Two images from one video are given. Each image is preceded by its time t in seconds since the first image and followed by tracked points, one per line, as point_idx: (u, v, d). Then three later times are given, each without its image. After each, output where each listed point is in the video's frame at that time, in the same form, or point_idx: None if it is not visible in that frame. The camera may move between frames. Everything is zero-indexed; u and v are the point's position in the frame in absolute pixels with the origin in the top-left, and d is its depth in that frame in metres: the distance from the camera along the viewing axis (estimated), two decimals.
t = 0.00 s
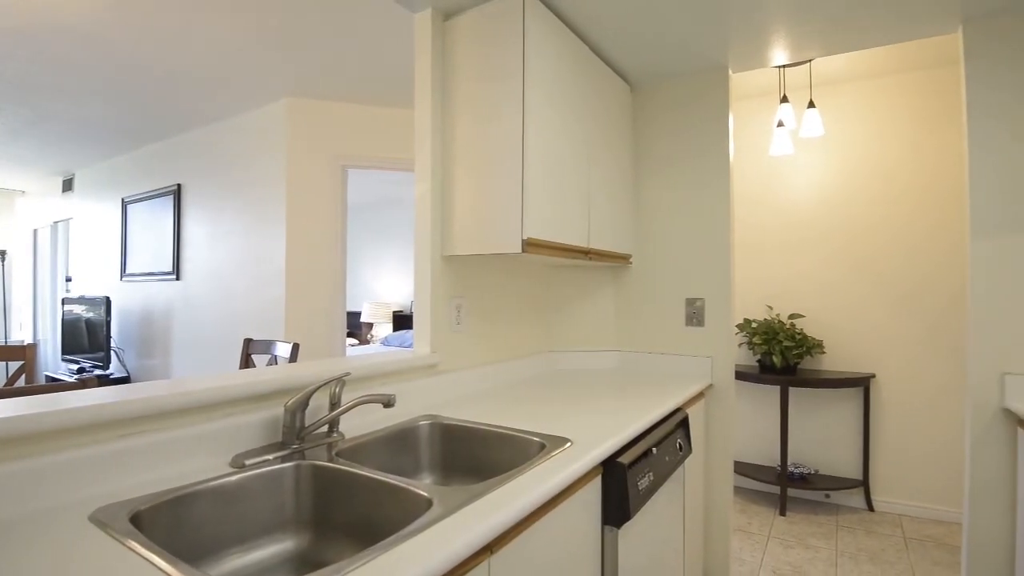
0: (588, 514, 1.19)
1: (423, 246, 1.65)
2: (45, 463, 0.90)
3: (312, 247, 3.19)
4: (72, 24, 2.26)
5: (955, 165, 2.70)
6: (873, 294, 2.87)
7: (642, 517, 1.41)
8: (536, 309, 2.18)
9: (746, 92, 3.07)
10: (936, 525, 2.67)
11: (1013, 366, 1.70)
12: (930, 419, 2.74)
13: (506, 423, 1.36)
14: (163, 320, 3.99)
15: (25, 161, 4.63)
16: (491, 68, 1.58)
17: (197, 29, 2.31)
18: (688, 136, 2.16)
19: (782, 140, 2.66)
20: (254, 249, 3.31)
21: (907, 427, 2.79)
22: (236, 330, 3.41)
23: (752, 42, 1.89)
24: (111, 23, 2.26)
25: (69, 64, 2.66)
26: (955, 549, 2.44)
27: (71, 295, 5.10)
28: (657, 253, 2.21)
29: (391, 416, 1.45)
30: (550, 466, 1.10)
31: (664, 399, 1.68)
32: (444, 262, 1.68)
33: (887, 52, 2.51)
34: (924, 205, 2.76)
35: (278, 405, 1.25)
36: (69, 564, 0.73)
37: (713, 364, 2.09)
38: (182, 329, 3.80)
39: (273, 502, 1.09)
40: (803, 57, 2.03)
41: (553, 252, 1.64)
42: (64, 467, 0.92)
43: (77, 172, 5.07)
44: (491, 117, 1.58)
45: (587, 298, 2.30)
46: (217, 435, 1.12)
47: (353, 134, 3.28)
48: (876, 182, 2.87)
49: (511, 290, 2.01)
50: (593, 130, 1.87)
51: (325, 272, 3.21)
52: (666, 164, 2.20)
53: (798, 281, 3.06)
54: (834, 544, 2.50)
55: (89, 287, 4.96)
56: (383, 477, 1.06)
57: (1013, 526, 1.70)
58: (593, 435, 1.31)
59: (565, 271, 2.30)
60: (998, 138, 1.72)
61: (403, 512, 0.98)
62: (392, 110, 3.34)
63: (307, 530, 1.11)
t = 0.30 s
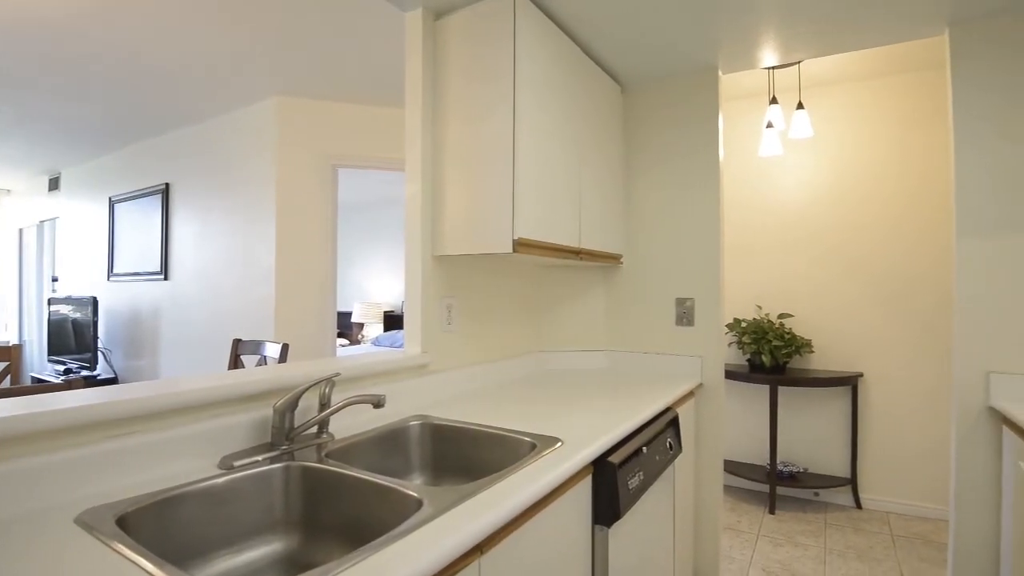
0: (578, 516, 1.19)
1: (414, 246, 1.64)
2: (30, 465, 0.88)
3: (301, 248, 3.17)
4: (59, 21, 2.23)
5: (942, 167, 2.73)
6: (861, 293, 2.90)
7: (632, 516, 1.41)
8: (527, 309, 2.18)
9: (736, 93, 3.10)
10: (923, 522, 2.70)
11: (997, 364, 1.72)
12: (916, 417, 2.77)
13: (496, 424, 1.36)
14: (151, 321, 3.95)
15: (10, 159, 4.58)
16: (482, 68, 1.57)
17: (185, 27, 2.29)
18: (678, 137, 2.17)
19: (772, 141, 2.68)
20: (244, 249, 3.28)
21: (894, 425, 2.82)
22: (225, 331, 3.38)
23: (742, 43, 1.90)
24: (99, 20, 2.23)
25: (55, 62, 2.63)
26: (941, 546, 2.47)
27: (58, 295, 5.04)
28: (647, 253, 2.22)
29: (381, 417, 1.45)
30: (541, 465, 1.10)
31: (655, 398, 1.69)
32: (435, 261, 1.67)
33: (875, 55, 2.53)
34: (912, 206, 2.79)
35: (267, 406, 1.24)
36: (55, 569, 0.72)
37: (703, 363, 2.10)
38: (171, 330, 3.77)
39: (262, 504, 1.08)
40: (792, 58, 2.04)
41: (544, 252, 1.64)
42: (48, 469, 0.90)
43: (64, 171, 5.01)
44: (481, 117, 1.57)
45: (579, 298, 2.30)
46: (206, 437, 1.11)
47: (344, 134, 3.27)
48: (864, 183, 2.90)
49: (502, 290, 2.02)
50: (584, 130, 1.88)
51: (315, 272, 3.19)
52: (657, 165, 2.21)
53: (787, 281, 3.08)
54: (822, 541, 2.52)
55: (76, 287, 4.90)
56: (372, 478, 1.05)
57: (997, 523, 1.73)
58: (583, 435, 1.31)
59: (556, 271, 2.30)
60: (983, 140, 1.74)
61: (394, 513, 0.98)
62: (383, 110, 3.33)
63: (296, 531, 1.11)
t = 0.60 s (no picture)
0: (568, 517, 1.19)
1: (404, 246, 1.63)
2: (14, 467, 0.87)
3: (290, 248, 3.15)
4: (45, 18, 2.21)
5: (928, 169, 2.76)
6: (848, 293, 2.93)
7: (622, 516, 1.42)
8: (518, 309, 2.17)
9: (726, 95, 3.12)
10: (911, 520, 2.73)
11: (982, 364, 1.75)
12: (903, 416, 2.80)
13: (487, 424, 1.36)
14: (138, 322, 3.91)
15: None
16: (472, 68, 1.57)
17: (173, 25, 2.27)
18: (668, 138, 2.18)
19: (760, 142, 2.70)
20: (232, 249, 3.26)
21: (882, 424, 2.85)
22: (214, 332, 3.35)
23: (731, 45, 1.92)
24: (86, 18, 2.21)
25: (41, 59, 2.60)
26: (928, 543, 2.50)
27: (43, 296, 4.98)
28: (638, 253, 2.23)
29: (371, 418, 1.44)
30: (531, 466, 1.10)
31: (645, 398, 1.70)
32: (425, 262, 1.67)
33: (862, 57, 2.56)
34: (898, 207, 2.82)
35: (254, 408, 1.23)
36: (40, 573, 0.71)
37: (693, 363, 2.11)
38: (158, 331, 3.73)
39: (250, 505, 1.08)
40: (780, 60, 2.06)
41: (534, 252, 1.65)
42: (27, 473, 0.89)
43: (49, 170, 4.95)
44: (472, 117, 1.57)
45: (569, 298, 2.30)
46: (194, 438, 1.10)
47: (334, 133, 3.25)
48: (851, 183, 2.93)
49: (493, 290, 2.02)
50: (574, 131, 1.88)
51: (305, 273, 3.17)
52: (647, 166, 2.22)
53: (776, 281, 3.10)
54: (811, 539, 2.54)
55: (62, 288, 4.84)
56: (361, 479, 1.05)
57: (982, 520, 1.75)
58: (573, 435, 1.31)
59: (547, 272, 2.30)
60: (967, 142, 1.77)
61: (384, 513, 0.97)
62: (373, 109, 3.32)
63: (284, 533, 1.10)
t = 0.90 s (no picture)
0: (557, 518, 1.19)
1: (392, 246, 1.63)
2: None
3: (278, 248, 3.12)
4: (28, 14, 2.17)
5: (912, 170, 2.80)
6: (834, 293, 2.96)
7: (611, 516, 1.42)
8: (506, 310, 2.17)
9: (713, 96, 3.14)
10: (895, 517, 2.77)
11: (964, 362, 1.78)
12: (888, 414, 2.84)
13: (475, 425, 1.36)
14: (123, 322, 3.86)
15: None
16: (461, 68, 1.57)
17: (159, 23, 2.24)
18: (656, 138, 2.19)
19: (748, 143, 2.72)
20: (219, 249, 3.23)
21: (867, 422, 2.88)
22: (200, 332, 3.32)
23: (718, 47, 1.93)
24: (69, 14, 2.18)
25: (24, 56, 2.56)
26: (912, 539, 2.54)
27: (26, 296, 4.90)
28: (626, 253, 2.24)
29: (358, 419, 1.44)
30: (520, 465, 1.10)
31: (633, 397, 1.71)
32: (414, 262, 1.67)
33: (848, 60, 2.59)
34: (883, 207, 2.86)
35: (240, 409, 1.22)
36: None
37: (681, 362, 2.13)
38: (143, 332, 3.69)
39: (236, 507, 1.07)
40: (767, 62, 2.08)
41: (523, 252, 1.65)
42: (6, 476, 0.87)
43: (32, 168, 4.87)
44: (460, 117, 1.57)
45: (558, 298, 2.31)
46: (180, 440, 1.09)
47: (323, 132, 3.23)
48: (837, 184, 2.96)
49: (482, 290, 2.02)
50: (563, 131, 1.89)
51: (294, 273, 3.15)
52: (635, 167, 2.23)
53: (763, 282, 3.13)
54: (797, 537, 2.57)
55: (45, 288, 4.77)
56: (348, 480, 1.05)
57: (964, 517, 1.78)
58: (561, 435, 1.32)
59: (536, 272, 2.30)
60: (948, 144, 1.80)
61: (372, 515, 0.97)
62: (362, 108, 3.30)
63: (270, 535, 1.09)
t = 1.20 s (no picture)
0: (546, 517, 1.20)
1: (381, 246, 1.62)
2: None
3: (267, 247, 3.10)
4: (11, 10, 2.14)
5: (897, 171, 2.84)
6: (820, 293, 2.99)
7: (599, 516, 1.43)
8: (496, 310, 2.17)
9: (702, 97, 3.16)
10: (881, 514, 2.80)
11: (948, 361, 1.80)
12: (874, 413, 2.87)
13: (464, 425, 1.36)
14: (108, 322, 3.81)
15: None
16: (450, 68, 1.57)
17: (146, 20, 2.22)
18: (646, 139, 2.20)
19: (735, 144, 2.75)
20: (206, 248, 3.20)
21: (854, 421, 2.91)
22: (187, 333, 3.28)
23: (706, 48, 1.95)
24: (54, 10, 2.15)
25: (7, 52, 2.52)
26: (897, 536, 2.57)
27: (9, 296, 4.83)
28: (615, 254, 2.25)
29: (346, 420, 1.43)
30: (509, 466, 1.10)
31: (622, 397, 1.72)
32: (403, 262, 1.66)
33: (835, 62, 2.62)
34: (869, 209, 2.89)
35: (227, 410, 1.21)
36: None
37: (670, 362, 2.14)
38: (129, 332, 3.64)
39: (222, 509, 1.06)
40: (755, 64, 2.09)
41: (512, 252, 1.65)
42: None
43: (16, 167, 4.80)
44: (449, 117, 1.57)
45: (547, 298, 2.31)
46: (166, 442, 1.08)
47: (312, 131, 3.21)
48: (823, 186, 2.99)
49: (471, 290, 2.01)
50: (552, 132, 1.89)
51: (282, 273, 3.13)
52: (625, 167, 2.24)
53: (750, 282, 3.16)
54: (785, 535, 2.59)
55: (29, 288, 4.70)
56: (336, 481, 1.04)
57: (948, 514, 1.80)
58: (550, 435, 1.32)
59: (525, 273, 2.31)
60: (932, 146, 1.82)
61: (360, 516, 0.97)
62: (352, 108, 3.29)
63: (257, 537, 1.09)
